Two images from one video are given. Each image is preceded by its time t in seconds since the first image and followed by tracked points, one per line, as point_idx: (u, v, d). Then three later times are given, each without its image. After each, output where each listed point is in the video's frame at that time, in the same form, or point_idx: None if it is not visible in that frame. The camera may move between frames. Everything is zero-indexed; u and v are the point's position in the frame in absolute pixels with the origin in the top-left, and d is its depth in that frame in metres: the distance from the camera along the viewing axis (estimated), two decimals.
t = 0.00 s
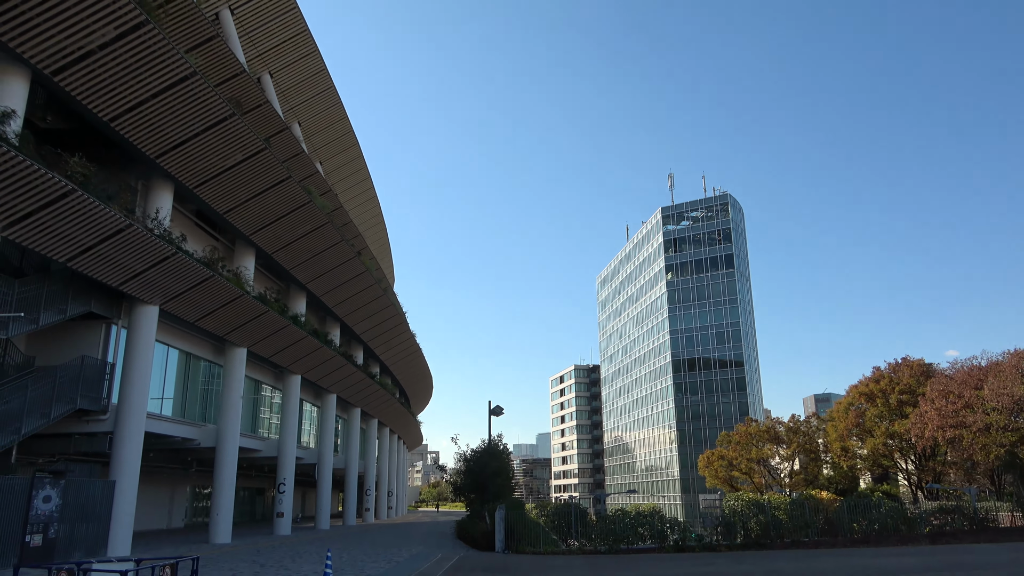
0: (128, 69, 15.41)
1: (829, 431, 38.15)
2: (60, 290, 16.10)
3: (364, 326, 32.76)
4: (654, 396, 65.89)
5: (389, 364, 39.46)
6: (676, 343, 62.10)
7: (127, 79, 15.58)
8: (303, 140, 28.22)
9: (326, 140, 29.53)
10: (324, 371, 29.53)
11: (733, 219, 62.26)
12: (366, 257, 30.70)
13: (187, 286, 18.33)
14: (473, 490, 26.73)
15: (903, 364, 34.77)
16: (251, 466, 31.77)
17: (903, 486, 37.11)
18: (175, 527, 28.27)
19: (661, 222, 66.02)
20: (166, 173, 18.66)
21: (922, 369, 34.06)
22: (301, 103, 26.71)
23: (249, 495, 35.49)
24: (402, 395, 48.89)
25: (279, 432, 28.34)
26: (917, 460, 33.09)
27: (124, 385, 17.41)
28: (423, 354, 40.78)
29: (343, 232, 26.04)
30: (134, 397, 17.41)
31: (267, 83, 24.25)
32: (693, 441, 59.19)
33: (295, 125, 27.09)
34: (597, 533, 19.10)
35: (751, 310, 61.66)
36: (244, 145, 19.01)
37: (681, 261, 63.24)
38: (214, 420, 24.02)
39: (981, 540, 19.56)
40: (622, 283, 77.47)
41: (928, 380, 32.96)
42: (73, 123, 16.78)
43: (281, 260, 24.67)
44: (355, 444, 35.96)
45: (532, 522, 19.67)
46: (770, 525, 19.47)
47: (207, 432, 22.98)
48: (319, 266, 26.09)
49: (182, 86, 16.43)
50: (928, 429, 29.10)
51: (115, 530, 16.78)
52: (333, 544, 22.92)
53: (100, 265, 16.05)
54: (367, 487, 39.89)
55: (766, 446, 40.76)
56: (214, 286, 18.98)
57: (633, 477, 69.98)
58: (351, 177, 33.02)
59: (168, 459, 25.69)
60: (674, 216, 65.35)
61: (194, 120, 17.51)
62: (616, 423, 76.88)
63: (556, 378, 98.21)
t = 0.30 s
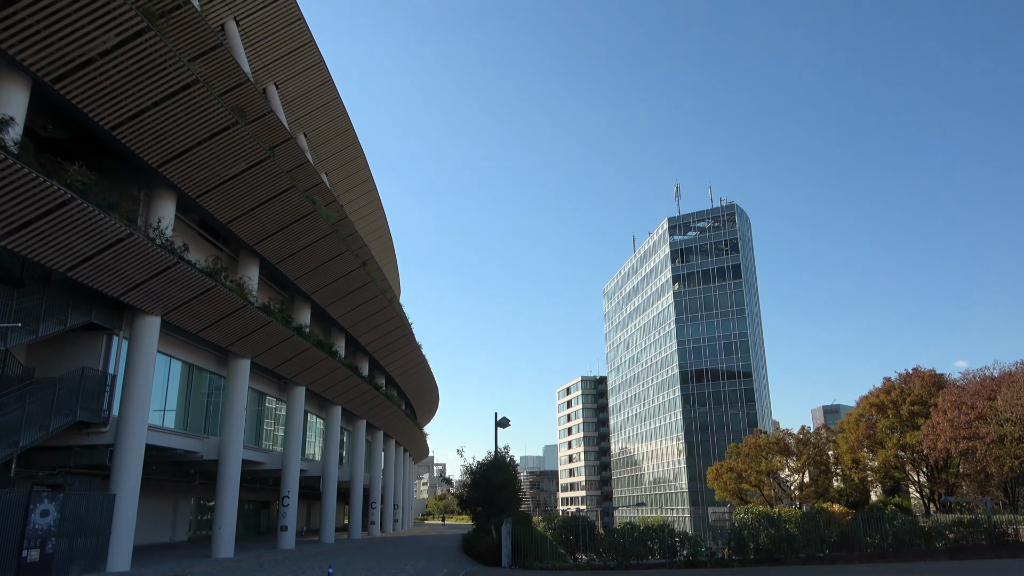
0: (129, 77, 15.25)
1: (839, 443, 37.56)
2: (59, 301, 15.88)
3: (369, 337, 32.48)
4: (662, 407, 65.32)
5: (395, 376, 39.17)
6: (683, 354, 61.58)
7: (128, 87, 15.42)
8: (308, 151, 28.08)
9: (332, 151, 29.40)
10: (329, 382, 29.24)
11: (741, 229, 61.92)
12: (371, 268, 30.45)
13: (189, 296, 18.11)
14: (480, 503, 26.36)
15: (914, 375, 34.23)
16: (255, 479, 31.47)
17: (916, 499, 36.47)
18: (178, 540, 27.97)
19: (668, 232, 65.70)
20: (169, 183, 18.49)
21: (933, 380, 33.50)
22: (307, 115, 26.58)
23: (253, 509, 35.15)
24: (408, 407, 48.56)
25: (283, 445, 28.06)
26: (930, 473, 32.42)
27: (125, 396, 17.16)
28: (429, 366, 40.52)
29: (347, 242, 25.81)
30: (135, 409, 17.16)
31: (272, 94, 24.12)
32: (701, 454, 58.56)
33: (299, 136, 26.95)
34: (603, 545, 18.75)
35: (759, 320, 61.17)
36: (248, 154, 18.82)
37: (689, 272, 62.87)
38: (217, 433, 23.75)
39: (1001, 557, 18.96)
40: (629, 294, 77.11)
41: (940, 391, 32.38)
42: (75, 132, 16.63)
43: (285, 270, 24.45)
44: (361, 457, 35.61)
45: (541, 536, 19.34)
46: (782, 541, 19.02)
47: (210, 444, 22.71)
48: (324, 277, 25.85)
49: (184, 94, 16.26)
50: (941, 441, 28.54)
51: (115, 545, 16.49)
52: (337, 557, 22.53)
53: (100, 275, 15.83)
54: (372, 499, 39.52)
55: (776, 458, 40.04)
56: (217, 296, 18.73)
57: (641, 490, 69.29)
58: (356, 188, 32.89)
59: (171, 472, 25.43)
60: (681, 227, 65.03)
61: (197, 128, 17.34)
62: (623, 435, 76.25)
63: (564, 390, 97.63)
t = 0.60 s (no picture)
0: (132, 79, 15.10)
1: (850, 452, 36.97)
2: (61, 305, 15.69)
3: (375, 345, 32.25)
4: (669, 416, 64.80)
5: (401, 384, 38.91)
6: (691, 363, 61.08)
7: (131, 89, 15.26)
8: (314, 158, 27.94)
9: (339, 158, 29.27)
10: (335, 390, 28.99)
11: (748, 238, 61.54)
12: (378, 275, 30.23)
13: (193, 301, 17.90)
14: (487, 512, 25.91)
15: (926, 384, 33.64)
16: (260, 487, 31.20)
17: (929, 509, 35.88)
18: (182, 549, 27.70)
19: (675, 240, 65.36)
20: (173, 187, 18.33)
21: (946, 389, 32.79)
22: (314, 121, 26.43)
23: (258, 518, 34.86)
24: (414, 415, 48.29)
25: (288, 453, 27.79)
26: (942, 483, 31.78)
27: (128, 402, 16.93)
28: (436, 374, 40.28)
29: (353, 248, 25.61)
30: (138, 415, 16.92)
31: (279, 101, 23.99)
32: (710, 463, 57.94)
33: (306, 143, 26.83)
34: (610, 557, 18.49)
35: (767, 329, 60.69)
36: (253, 157, 18.64)
37: (696, 280, 62.47)
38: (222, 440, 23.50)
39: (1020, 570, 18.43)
40: (636, 302, 76.74)
41: (953, 400, 31.65)
42: (79, 136, 16.51)
43: (291, 277, 24.25)
44: (366, 465, 35.30)
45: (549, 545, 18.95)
46: (793, 552, 18.64)
47: (214, 452, 22.46)
48: (330, 283, 25.63)
49: (188, 96, 16.10)
50: (955, 449, 27.98)
51: (115, 553, 16.22)
52: (342, 567, 22.21)
53: (102, 279, 15.63)
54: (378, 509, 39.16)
55: (786, 468, 39.70)
56: (220, 301, 18.51)
57: (649, 500, 68.66)
58: (363, 195, 32.74)
59: (175, 480, 25.19)
60: (688, 235, 64.68)
61: (201, 132, 17.18)
62: (630, 445, 75.68)
63: (571, 399, 97.06)
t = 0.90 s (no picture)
0: (133, 75, 14.88)
1: (860, 455, 36.49)
2: (61, 305, 15.47)
3: (380, 347, 32.01)
4: (676, 419, 64.35)
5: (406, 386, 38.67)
6: (698, 365, 60.64)
7: (132, 85, 15.04)
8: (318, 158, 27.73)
9: (343, 160, 29.07)
10: (339, 392, 28.74)
11: (755, 239, 61.13)
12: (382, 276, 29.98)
13: (194, 302, 17.66)
14: (493, 515, 25.65)
15: (936, 386, 33.14)
16: (265, 490, 30.97)
17: (940, 512, 35.38)
18: (187, 552, 27.47)
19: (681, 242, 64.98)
20: (175, 186, 18.12)
21: (956, 391, 32.39)
22: (318, 123, 26.21)
23: (263, 521, 34.62)
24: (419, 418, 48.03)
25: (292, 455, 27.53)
26: (953, 486, 31.30)
27: (129, 403, 16.70)
28: (441, 376, 40.03)
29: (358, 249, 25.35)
30: (139, 417, 16.68)
31: (284, 102, 23.78)
32: (717, 466, 57.47)
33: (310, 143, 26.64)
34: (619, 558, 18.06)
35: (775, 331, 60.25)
36: (256, 156, 18.40)
37: (703, 282, 62.07)
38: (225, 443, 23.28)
39: None
40: (642, 305, 76.34)
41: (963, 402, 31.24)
42: (80, 134, 16.30)
43: (295, 278, 24.02)
44: (372, 468, 35.02)
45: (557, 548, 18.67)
46: (802, 555, 18.24)
47: (217, 454, 22.22)
48: (335, 284, 25.38)
49: (189, 93, 15.86)
50: (966, 451, 27.47)
51: (116, 557, 15.98)
52: (347, 571, 21.95)
53: (102, 278, 15.40)
54: (384, 512, 38.86)
55: (794, 470, 39.12)
56: (222, 302, 18.26)
57: (655, 503, 68.19)
58: (368, 197, 32.52)
59: (179, 483, 24.98)
60: (695, 236, 64.30)
61: (203, 129, 16.94)
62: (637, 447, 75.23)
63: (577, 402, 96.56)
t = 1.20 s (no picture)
0: (129, 56, 14.56)
1: (867, 444, 36.16)
2: (58, 291, 15.23)
3: (384, 336, 31.77)
4: (681, 409, 64.09)
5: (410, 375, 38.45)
6: (703, 354, 60.31)
7: (129, 66, 14.73)
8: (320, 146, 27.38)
9: (346, 148, 28.73)
10: (343, 381, 28.53)
11: (761, 228, 60.63)
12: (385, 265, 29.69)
13: (194, 288, 17.38)
14: (497, 504, 25.41)
15: (944, 375, 32.68)
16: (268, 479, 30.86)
17: (947, 502, 35.05)
18: (190, 541, 27.38)
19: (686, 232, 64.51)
20: (174, 171, 17.82)
21: (964, 380, 31.94)
22: (321, 110, 25.83)
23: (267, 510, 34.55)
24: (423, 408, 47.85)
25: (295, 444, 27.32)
26: (960, 476, 30.94)
27: (129, 390, 16.47)
28: (445, 365, 39.81)
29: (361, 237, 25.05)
30: (139, 404, 16.46)
31: (286, 89, 23.43)
32: (722, 456, 57.24)
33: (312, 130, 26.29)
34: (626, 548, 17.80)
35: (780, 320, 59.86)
36: (256, 140, 18.07)
37: (708, 271, 61.64)
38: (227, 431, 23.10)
39: None
40: (647, 294, 75.95)
41: (971, 391, 30.83)
42: (77, 117, 16.02)
43: (297, 265, 23.74)
44: (376, 457, 34.85)
45: (562, 537, 18.38)
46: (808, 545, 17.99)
47: (219, 443, 22.05)
48: (337, 272, 25.09)
49: (187, 75, 15.53)
50: (974, 441, 27.02)
51: (116, 545, 15.80)
52: (350, 560, 21.82)
53: (100, 264, 15.14)
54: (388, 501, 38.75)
55: (800, 460, 39.00)
56: (222, 288, 17.98)
57: (660, 493, 68.05)
58: (371, 185, 32.18)
59: (182, 472, 24.85)
60: (700, 226, 63.81)
61: (202, 113, 16.62)
62: (641, 437, 75.03)
63: (582, 392, 96.31)
